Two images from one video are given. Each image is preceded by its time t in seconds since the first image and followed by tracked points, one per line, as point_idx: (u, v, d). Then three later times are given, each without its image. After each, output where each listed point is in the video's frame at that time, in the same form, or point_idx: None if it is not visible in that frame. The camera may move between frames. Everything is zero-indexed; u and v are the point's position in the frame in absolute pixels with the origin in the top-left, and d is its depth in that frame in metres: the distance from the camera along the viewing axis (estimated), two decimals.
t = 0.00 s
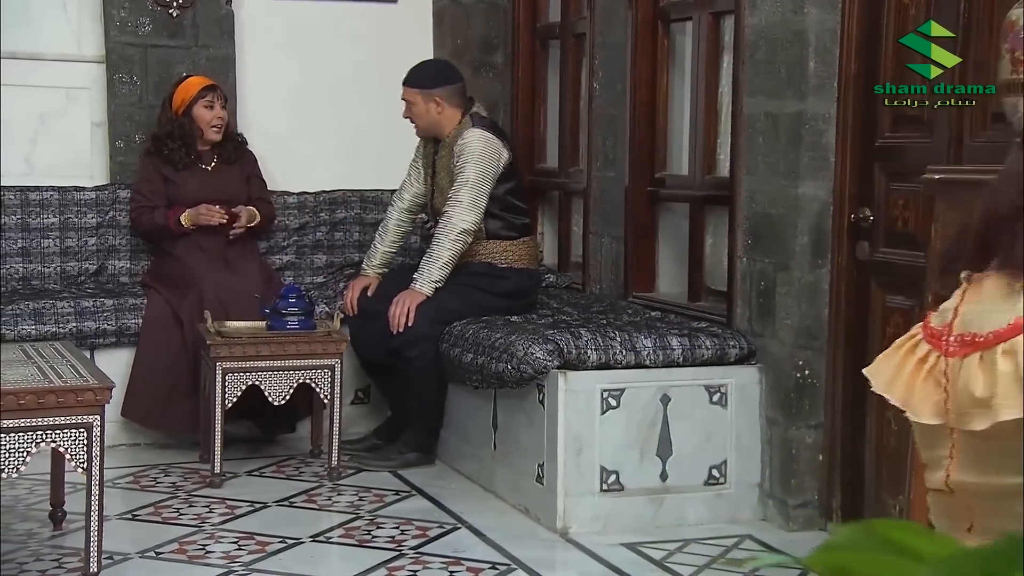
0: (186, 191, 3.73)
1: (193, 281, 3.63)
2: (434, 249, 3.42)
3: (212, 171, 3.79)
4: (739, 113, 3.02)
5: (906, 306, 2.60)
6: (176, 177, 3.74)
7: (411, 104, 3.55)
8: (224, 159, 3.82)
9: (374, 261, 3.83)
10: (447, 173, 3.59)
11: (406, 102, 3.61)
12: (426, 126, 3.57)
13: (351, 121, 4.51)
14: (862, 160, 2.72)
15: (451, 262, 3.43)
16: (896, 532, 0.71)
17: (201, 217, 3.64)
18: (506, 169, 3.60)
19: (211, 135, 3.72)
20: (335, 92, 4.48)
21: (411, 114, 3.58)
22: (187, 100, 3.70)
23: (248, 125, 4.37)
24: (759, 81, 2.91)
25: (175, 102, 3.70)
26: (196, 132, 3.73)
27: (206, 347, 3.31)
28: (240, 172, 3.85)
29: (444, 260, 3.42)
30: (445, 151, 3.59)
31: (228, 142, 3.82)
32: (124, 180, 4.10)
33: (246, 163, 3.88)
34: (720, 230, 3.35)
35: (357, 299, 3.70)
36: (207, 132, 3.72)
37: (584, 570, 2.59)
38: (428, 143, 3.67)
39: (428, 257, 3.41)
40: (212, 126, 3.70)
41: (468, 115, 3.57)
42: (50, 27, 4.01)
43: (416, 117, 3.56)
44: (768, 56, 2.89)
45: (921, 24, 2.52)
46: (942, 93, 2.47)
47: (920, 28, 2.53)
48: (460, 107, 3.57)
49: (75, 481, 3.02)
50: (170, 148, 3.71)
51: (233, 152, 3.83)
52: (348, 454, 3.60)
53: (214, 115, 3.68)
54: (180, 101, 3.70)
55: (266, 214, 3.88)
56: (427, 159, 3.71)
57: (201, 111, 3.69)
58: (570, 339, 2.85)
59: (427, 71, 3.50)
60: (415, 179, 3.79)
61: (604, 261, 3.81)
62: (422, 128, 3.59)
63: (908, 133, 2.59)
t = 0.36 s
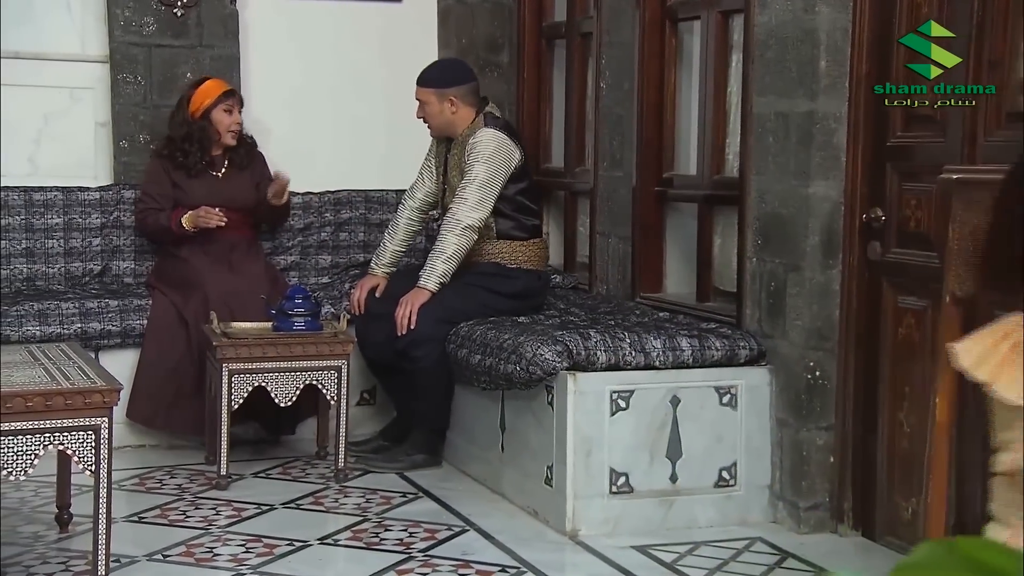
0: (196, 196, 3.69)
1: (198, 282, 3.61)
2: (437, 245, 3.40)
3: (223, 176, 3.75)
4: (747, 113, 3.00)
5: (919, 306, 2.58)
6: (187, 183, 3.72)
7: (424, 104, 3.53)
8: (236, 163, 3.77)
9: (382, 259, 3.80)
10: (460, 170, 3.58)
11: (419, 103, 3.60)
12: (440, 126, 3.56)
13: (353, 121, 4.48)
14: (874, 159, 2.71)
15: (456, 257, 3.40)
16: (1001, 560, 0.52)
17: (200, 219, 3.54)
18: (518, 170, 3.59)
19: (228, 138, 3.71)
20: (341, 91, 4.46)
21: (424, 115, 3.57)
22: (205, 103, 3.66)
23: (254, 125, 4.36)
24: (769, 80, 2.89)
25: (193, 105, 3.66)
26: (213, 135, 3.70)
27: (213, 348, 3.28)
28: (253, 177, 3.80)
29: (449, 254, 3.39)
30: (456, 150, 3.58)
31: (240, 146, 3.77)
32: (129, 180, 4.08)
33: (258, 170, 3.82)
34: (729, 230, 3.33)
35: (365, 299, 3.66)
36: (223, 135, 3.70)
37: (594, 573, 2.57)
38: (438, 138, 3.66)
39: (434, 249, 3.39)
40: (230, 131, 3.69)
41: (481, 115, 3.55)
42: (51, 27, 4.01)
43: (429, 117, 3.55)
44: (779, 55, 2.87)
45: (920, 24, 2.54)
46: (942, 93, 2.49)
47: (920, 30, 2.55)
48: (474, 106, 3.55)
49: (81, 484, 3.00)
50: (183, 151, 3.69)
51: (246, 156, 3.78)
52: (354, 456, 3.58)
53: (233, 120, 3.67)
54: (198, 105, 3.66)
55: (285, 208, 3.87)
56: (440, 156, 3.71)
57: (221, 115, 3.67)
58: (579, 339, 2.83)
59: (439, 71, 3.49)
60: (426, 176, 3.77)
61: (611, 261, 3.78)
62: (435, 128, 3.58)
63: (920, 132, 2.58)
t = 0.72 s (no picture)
0: (210, 199, 3.69)
1: (204, 283, 3.59)
2: (441, 247, 3.38)
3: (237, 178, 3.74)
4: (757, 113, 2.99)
5: (932, 307, 2.57)
6: (202, 186, 3.71)
7: (425, 109, 3.50)
8: (252, 165, 3.75)
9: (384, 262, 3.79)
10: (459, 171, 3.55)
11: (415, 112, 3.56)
12: (442, 130, 3.53)
13: (356, 119, 4.46)
14: (885, 159, 2.69)
15: (459, 259, 3.37)
16: None
17: (211, 218, 3.54)
18: (518, 169, 3.55)
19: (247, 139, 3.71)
20: (346, 89, 4.44)
21: (423, 122, 3.53)
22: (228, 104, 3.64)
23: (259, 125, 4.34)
24: (780, 80, 2.87)
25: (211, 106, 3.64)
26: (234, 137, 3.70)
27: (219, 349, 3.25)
28: (268, 180, 3.78)
29: (453, 256, 3.37)
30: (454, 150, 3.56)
31: (257, 148, 3.76)
32: (133, 181, 4.06)
33: (274, 171, 3.80)
34: (738, 230, 3.31)
35: (372, 300, 3.63)
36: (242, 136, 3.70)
37: None
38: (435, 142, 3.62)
39: (437, 252, 3.37)
40: (250, 134, 3.70)
41: (479, 115, 3.53)
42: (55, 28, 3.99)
43: (430, 123, 3.52)
44: (790, 54, 2.85)
45: (920, 25, 2.56)
46: (942, 93, 2.51)
47: (920, 29, 2.57)
48: (472, 107, 3.54)
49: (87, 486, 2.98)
50: (201, 154, 3.67)
51: (262, 158, 3.76)
52: (361, 457, 3.56)
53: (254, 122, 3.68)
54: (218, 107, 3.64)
55: (291, 214, 3.82)
56: (439, 159, 3.69)
57: (241, 118, 3.66)
58: (588, 340, 2.81)
59: (439, 72, 3.47)
60: (426, 179, 3.76)
61: (619, 261, 3.76)
62: (437, 134, 3.55)
63: (933, 131, 2.56)
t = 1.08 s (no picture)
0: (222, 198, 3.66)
1: (209, 283, 3.57)
2: (447, 250, 3.35)
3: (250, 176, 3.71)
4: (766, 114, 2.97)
5: (944, 308, 2.55)
6: (214, 182, 3.68)
7: (425, 116, 3.44)
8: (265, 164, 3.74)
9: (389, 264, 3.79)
10: (458, 173, 3.52)
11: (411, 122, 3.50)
12: (445, 134, 3.49)
13: (358, 119, 4.44)
14: (897, 158, 2.67)
15: (466, 262, 3.36)
16: None
17: (222, 212, 3.53)
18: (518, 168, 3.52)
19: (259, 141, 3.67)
20: (349, 88, 4.42)
21: (423, 127, 3.48)
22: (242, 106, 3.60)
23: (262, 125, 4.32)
24: (790, 79, 2.85)
25: (227, 102, 3.60)
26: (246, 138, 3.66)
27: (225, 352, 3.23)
28: (279, 181, 3.76)
29: (460, 260, 3.35)
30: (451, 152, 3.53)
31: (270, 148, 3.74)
32: (136, 181, 4.04)
33: (286, 171, 3.78)
34: (746, 230, 3.29)
35: (375, 300, 3.62)
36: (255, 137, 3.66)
37: None
38: (431, 147, 3.57)
39: (443, 256, 3.34)
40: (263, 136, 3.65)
41: (474, 115, 3.50)
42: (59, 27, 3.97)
43: (430, 128, 3.47)
44: (800, 53, 2.83)
45: (921, 23, 2.59)
46: (943, 93, 2.53)
47: (921, 28, 2.59)
48: (468, 108, 3.51)
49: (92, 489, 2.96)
50: (216, 152, 3.65)
51: (275, 157, 3.75)
52: (366, 459, 3.54)
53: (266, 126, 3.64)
54: (234, 105, 3.60)
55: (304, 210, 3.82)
56: (436, 162, 3.63)
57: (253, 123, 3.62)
58: (597, 342, 2.79)
59: (436, 75, 3.44)
60: (426, 181, 3.73)
61: (625, 262, 3.74)
62: (438, 139, 3.50)
63: (946, 130, 2.54)
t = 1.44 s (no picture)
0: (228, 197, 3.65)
1: (213, 284, 3.55)
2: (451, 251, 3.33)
3: (256, 174, 3.70)
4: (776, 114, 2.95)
5: (956, 310, 2.53)
6: (220, 180, 3.67)
7: (432, 115, 3.42)
8: (272, 164, 3.73)
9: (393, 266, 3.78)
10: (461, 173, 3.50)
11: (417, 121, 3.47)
12: (449, 134, 3.46)
13: (362, 118, 4.42)
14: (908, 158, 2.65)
15: (470, 263, 3.33)
16: None
17: (229, 211, 3.48)
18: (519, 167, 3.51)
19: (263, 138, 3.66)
20: (353, 88, 4.40)
21: (428, 127, 3.45)
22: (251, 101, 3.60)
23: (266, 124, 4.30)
24: (800, 78, 2.83)
25: (238, 95, 3.60)
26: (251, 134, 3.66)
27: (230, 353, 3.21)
28: (287, 182, 3.75)
29: (464, 261, 3.31)
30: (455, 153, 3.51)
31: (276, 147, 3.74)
32: (139, 181, 4.01)
33: (293, 171, 3.78)
34: (754, 231, 3.27)
35: (379, 302, 3.63)
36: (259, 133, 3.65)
37: None
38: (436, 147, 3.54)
39: (447, 258, 3.31)
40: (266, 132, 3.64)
41: (478, 114, 3.47)
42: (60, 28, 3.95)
43: (436, 127, 3.44)
44: (810, 53, 2.81)
45: (921, 24, 2.59)
46: (942, 93, 2.55)
47: (920, 29, 2.60)
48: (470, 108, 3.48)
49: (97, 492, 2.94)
50: (221, 146, 3.65)
51: (281, 156, 3.74)
52: (372, 461, 3.52)
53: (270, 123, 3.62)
54: (241, 98, 3.60)
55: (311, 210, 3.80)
56: (440, 162, 3.62)
57: (257, 119, 3.61)
58: (606, 343, 2.77)
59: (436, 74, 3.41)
60: (430, 181, 3.71)
61: (631, 263, 3.72)
62: (444, 138, 3.47)
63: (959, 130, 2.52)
